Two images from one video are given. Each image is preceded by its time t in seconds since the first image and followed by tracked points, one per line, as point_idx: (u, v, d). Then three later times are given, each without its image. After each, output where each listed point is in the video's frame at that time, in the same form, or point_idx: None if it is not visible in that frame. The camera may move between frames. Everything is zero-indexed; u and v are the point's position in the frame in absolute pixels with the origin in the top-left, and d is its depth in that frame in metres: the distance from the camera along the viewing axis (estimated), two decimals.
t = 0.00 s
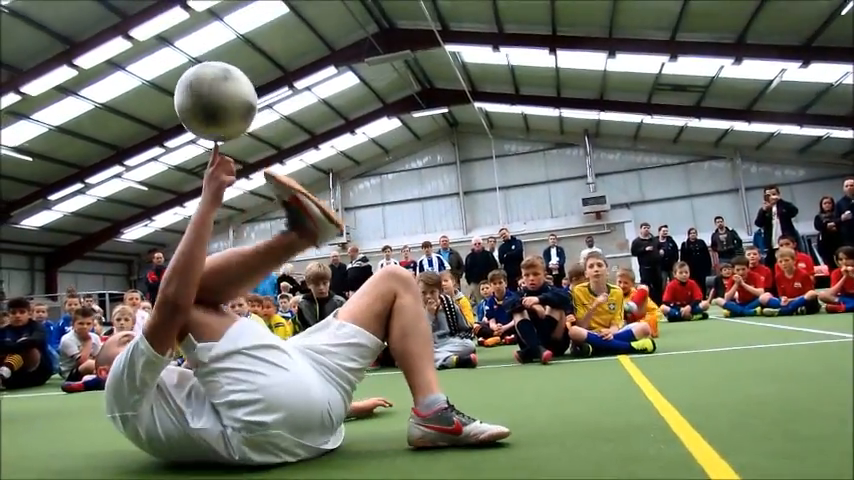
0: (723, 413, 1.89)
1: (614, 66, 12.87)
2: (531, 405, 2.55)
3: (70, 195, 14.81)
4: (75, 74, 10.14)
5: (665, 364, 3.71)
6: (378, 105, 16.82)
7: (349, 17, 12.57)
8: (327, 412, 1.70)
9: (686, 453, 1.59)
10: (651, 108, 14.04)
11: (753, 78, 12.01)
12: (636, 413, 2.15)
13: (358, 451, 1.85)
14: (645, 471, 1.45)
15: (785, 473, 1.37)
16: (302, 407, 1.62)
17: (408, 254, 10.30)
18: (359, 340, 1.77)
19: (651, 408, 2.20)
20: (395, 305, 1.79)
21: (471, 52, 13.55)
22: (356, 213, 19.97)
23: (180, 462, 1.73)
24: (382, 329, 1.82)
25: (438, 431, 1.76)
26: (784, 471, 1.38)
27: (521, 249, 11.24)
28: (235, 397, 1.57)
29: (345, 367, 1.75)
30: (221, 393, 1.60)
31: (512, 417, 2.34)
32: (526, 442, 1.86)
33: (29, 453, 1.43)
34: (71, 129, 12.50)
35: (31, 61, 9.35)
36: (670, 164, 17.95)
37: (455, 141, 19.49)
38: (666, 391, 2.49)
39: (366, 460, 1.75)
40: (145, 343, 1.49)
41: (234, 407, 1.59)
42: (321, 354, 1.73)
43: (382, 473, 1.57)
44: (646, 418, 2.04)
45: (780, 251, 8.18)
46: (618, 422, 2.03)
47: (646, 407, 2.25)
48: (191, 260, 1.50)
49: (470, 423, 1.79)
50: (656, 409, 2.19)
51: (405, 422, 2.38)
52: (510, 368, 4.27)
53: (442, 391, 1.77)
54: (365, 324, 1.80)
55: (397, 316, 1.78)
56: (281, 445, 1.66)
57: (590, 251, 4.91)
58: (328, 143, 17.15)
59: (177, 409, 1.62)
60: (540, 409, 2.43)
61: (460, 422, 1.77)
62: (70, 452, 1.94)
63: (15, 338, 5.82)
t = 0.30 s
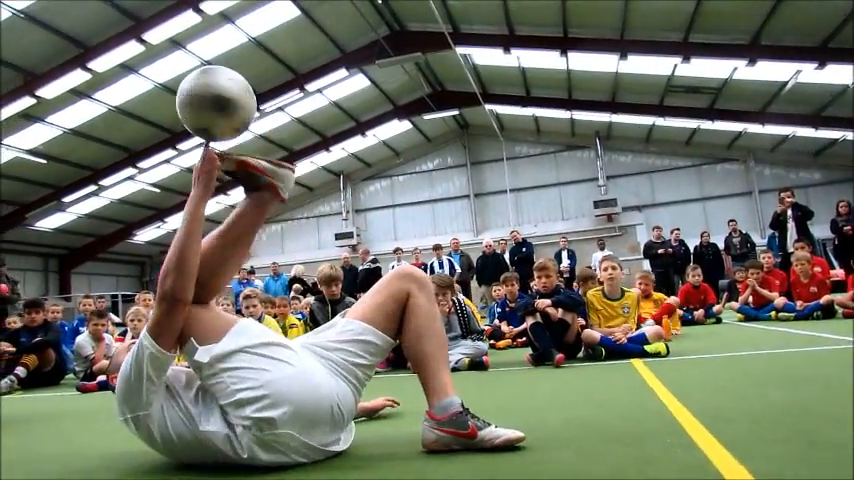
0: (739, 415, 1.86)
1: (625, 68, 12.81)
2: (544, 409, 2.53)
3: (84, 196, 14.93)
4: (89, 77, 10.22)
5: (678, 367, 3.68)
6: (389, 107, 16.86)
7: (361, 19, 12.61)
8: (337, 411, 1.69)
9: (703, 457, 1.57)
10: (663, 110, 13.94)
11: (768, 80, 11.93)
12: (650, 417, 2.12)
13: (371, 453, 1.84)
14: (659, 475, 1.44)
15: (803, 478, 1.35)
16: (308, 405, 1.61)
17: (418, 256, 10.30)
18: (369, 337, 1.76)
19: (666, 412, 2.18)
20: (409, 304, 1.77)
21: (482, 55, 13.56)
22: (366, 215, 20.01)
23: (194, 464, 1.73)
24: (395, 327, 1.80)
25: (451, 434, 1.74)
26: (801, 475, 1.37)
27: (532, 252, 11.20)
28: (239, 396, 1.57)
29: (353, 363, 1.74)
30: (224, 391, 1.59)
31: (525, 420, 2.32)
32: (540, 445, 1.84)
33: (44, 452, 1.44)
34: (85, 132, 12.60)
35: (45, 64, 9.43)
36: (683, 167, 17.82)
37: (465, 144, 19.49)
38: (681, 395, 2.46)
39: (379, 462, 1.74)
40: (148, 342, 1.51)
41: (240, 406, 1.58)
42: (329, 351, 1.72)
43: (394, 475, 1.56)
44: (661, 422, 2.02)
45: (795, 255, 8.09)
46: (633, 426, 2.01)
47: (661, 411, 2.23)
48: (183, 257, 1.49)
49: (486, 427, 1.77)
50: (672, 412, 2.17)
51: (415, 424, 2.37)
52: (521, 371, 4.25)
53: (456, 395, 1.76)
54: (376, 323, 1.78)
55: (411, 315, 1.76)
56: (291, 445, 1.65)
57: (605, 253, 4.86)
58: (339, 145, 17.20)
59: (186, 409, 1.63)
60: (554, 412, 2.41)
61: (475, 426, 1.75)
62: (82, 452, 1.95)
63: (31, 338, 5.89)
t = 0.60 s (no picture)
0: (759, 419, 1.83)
1: (641, 68, 12.74)
2: (558, 411, 2.50)
3: (100, 194, 15.07)
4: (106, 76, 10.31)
5: (695, 371, 3.63)
6: (403, 107, 16.87)
7: (377, 19, 12.62)
8: (356, 414, 1.68)
9: (722, 461, 1.54)
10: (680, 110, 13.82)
11: (788, 81, 11.80)
12: (668, 421, 2.09)
13: (385, 454, 1.83)
14: None
15: None
16: (331, 406, 1.59)
17: (431, 256, 10.29)
18: (386, 340, 1.74)
19: (683, 416, 2.15)
20: (426, 304, 1.75)
21: (498, 55, 13.53)
22: (380, 215, 20.04)
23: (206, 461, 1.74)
24: (412, 328, 1.78)
25: (469, 436, 1.72)
26: None
27: (547, 253, 11.15)
28: (265, 394, 1.53)
29: (370, 368, 1.72)
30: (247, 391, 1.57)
31: (540, 423, 2.29)
32: (556, 448, 1.81)
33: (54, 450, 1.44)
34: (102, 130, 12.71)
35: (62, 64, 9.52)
36: (700, 168, 17.65)
37: (480, 144, 19.46)
38: (699, 400, 2.42)
39: (393, 462, 1.72)
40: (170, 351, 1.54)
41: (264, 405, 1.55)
42: (350, 355, 1.70)
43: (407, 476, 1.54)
44: (679, 426, 1.98)
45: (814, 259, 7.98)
46: (650, 430, 1.97)
47: (679, 415, 2.19)
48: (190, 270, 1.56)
49: (504, 430, 1.76)
50: (690, 416, 2.13)
51: (429, 425, 2.35)
52: (535, 373, 4.22)
53: (473, 397, 1.74)
54: (393, 324, 1.77)
55: (428, 315, 1.74)
56: (310, 449, 1.64)
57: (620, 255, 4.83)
58: (353, 145, 17.25)
59: (200, 410, 1.64)
60: (569, 415, 2.39)
61: (491, 428, 1.74)
62: (98, 450, 1.95)
63: (49, 333, 5.93)
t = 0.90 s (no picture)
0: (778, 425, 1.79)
1: (658, 69, 12.64)
2: (572, 413, 2.48)
3: (116, 191, 15.20)
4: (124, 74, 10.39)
5: (711, 375, 3.59)
6: (417, 106, 16.87)
7: (392, 18, 12.62)
8: (374, 419, 1.68)
9: (741, 467, 1.51)
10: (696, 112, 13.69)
11: (807, 83, 11.68)
12: (685, 425, 2.06)
13: (398, 454, 1.81)
14: None
15: None
16: (352, 419, 1.60)
17: (444, 255, 10.29)
18: (406, 343, 1.73)
19: (700, 421, 2.11)
20: (444, 309, 1.77)
21: (513, 55, 13.48)
22: (393, 214, 20.06)
23: (221, 460, 1.75)
24: (430, 333, 1.78)
25: (484, 433, 1.72)
26: None
27: (560, 254, 11.09)
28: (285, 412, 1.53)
29: (390, 369, 1.70)
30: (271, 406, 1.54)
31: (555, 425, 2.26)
32: (571, 451, 1.79)
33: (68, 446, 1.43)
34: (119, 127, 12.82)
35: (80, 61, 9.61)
36: (716, 171, 17.48)
37: (494, 144, 19.43)
38: (715, 404, 2.38)
39: (406, 462, 1.70)
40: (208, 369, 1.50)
41: (288, 424, 1.55)
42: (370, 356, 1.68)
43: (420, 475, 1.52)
44: (696, 431, 1.95)
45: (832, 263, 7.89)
46: (666, 434, 1.94)
47: (695, 419, 2.16)
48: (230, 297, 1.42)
49: (517, 426, 1.76)
50: (706, 421, 2.10)
51: (443, 426, 2.33)
52: (548, 375, 4.19)
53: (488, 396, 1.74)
54: (411, 327, 1.76)
55: (446, 319, 1.76)
56: (324, 456, 1.64)
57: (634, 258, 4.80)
58: (367, 144, 17.29)
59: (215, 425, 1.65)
60: (584, 418, 2.36)
61: (506, 424, 1.74)
62: (112, 446, 1.95)
63: (65, 328, 5.97)
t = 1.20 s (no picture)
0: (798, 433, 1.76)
1: (674, 72, 12.55)
2: (587, 420, 2.45)
3: (132, 190, 15.32)
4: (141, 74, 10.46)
5: (727, 382, 3.55)
6: (431, 108, 16.88)
7: (408, 20, 12.63)
8: (378, 423, 1.68)
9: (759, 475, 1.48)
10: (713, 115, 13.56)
11: (827, 87, 11.56)
12: (702, 433, 2.03)
13: (412, 460, 1.80)
14: None
15: None
16: (355, 432, 1.59)
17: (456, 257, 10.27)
18: (406, 341, 1.68)
19: (718, 429, 2.08)
20: (456, 304, 1.72)
21: (527, 56, 13.44)
22: (406, 215, 20.08)
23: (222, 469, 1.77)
24: (437, 326, 1.74)
25: (499, 446, 1.73)
26: None
27: (574, 257, 11.02)
28: (289, 436, 1.53)
29: (391, 372, 1.66)
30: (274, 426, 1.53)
31: (570, 432, 2.24)
32: (587, 458, 1.76)
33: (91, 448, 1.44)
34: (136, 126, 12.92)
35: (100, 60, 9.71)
36: (733, 175, 17.32)
37: (508, 146, 19.40)
38: (734, 412, 2.35)
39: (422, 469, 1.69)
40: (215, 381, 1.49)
41: (292, 445, 1.55)
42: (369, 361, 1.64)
43: None
44: (713, 438, 1.92)
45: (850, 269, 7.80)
46: (684, 442, 1.91)
47: (712, 427, 2.13)
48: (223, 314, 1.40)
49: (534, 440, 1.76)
50: (724, 429, 2.07)
51: (457, 431, 2.31)
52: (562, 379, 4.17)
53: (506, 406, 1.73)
54: (419, 324, 1.71)
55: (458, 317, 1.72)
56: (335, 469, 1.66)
57: (651, 262, 4.76)
58: (381, 145, 17.32)
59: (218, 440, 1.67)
60: (600, 424, 2.33)
61: (524, 439, 1.73)
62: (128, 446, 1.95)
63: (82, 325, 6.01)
